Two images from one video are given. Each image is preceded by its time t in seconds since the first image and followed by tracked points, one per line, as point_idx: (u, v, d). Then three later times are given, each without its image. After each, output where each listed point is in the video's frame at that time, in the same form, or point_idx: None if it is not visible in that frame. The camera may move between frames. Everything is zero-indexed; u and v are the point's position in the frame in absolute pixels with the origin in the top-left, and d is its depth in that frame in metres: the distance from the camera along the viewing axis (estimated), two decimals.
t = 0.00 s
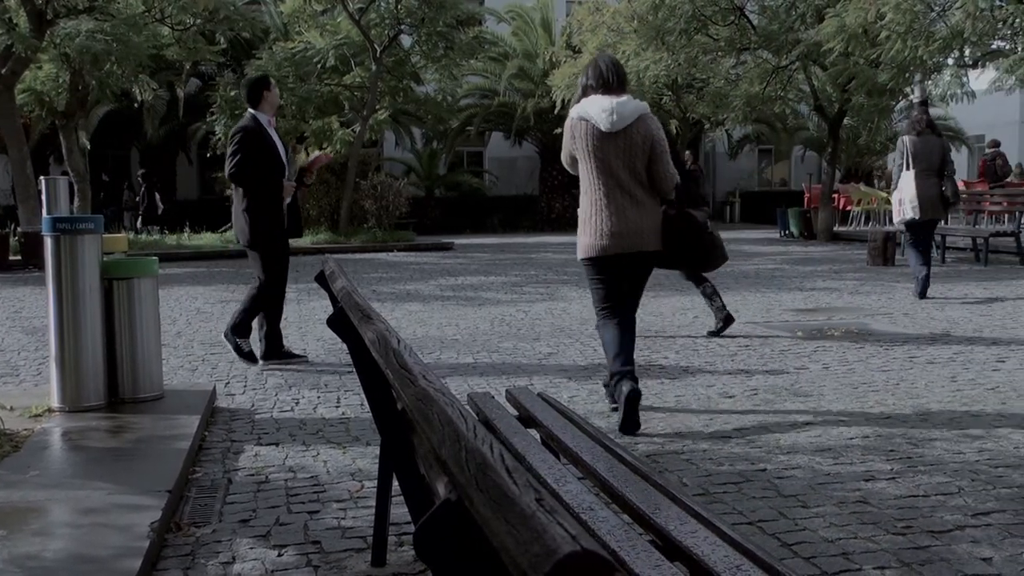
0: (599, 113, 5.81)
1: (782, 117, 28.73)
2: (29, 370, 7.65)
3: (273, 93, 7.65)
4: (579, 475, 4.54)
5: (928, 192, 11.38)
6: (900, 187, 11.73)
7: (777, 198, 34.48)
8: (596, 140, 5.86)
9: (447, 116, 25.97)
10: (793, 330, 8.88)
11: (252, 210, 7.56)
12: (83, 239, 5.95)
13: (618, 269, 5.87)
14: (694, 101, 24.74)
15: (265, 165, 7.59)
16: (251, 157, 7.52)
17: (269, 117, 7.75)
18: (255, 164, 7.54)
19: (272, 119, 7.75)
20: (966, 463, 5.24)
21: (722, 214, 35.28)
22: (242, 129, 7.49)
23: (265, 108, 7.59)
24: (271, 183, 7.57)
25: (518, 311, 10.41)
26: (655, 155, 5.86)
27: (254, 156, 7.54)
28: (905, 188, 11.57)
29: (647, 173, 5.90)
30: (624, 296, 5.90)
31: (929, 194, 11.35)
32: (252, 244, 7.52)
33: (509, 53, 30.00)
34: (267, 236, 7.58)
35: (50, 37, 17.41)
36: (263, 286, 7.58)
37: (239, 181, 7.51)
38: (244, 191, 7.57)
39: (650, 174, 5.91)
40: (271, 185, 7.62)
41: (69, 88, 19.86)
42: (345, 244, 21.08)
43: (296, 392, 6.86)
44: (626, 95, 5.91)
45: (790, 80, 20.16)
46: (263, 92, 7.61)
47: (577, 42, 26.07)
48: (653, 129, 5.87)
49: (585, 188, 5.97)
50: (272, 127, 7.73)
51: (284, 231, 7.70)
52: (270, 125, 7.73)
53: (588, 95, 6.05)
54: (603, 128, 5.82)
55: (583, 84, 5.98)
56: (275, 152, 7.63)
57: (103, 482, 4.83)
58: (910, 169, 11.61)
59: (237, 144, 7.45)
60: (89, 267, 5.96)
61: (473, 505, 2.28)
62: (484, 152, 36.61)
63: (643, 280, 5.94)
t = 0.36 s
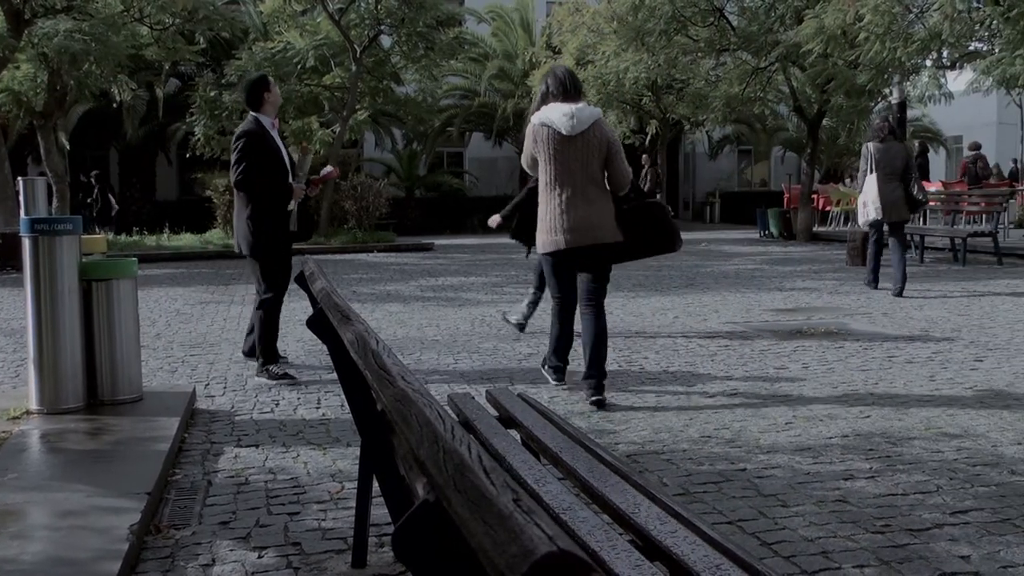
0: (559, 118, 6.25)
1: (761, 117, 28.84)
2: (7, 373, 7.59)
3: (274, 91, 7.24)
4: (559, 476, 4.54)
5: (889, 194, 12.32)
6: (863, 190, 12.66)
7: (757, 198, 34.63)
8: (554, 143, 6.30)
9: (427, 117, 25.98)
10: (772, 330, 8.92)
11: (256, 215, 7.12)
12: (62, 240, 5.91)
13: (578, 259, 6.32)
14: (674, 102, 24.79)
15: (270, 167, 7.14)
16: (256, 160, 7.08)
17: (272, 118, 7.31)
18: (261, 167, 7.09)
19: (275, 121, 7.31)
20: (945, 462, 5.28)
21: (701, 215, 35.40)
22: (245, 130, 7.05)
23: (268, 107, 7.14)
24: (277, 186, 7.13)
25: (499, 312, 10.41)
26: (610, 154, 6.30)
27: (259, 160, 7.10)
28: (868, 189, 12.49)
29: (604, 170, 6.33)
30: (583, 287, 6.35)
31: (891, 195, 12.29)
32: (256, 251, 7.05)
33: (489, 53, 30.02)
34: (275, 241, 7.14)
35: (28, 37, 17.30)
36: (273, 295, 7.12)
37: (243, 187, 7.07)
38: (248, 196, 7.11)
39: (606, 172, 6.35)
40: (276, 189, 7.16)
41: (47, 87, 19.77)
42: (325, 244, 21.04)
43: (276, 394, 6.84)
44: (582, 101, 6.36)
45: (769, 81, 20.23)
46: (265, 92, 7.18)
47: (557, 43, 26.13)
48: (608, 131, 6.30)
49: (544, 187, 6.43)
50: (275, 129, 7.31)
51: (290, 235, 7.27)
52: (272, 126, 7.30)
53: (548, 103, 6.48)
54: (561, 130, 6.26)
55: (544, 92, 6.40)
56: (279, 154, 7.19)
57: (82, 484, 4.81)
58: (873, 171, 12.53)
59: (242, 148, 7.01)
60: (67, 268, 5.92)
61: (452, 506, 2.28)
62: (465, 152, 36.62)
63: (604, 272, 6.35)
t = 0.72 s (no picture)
0: (516, 122, 6.70)
1: (747, 117, 28.88)
2: None
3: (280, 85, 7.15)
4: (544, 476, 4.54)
5: (862, 189, 12.39)
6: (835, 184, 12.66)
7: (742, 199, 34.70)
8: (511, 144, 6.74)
9: (412, 117, 25.94)
10: (757, 330, 8.93)
11: (259, 213, 7.04)
12: (45, 241, 5.89)
13: (530, 254, 6.73)
14: (659, 102, 24.80)
15: (273, 164, 7.06)
16: (259, 157, 7.01)
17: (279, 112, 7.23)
18: (263, 164, 7.02)
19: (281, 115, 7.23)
20: (928, 461, 5.30)
21: (686, 215, 35.46)
22: (247, 125, 6.99)
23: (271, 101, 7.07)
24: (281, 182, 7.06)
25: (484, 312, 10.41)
26: (563, 157, 6.76)
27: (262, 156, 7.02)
28: (843, 183, 12.48)
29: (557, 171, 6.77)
30: (535, 280, 6.77)
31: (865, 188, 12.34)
32: (255, 250, 7.00)
33: (474, 54, 30.01)
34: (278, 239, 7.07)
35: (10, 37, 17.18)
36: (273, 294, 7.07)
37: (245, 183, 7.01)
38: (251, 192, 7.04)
39: (559, 173, 6.79)
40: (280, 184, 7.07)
41: (30, 87, 19.67)
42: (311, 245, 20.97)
43: (261, 395, 6.82)
44: (539, 107, 6.82)
45: (754, 82, 20.14)
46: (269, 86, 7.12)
47: (541, 43, 26.10)
48: (562, 135, 6.75)
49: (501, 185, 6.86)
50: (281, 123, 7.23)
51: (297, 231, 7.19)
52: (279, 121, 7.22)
53: (507, 107, 6.93)
54: (518, 132, 6.71)
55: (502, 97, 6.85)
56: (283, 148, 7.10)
57: (66, 486, 4.78)
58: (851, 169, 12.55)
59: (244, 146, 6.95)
60: (50, 269, 5.89)
61: (435, 506, 2.28)
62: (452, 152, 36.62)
63: (554, 264, 6.79)
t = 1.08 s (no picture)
0: (473, 134, 7.33)
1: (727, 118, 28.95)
2: None
3: (298, 82, 6.99)
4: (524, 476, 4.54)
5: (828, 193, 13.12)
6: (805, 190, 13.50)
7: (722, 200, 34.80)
8: (468, 153, 7.33)
9: (392, 118, 25.91)
10: (737, 330, 8.97)
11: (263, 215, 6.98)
12: (23, 242, 5.85)
13: (485, 253, 7.37)
14: (639, 103, 24.87)
15: (278, 164, 6.96)
16: (262, 157, 6.92)
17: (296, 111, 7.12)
18: (266, 164, 6.94)
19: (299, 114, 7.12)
20: (906, 459, 5.33)
21: (666, 216, 35.53)
22: (253, 123, 6.90)
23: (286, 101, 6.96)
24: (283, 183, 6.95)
25: (464, 313, 10.40)
26: (514, 166, 7.44)
27: (266, 155, 6.92)
28: (810, 188, 13.31)
29: (508, 179, 7.44)
30: (490, 278, 7.42)
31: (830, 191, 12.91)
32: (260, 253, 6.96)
33: (453, 54, 30.03)
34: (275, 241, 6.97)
35: None
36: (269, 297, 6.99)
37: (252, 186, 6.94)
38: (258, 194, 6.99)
39: (509, 180, 7.46)
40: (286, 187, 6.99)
41: (7, 86, 19.49)
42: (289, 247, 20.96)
43: (240, 396, 6.80)
44: (489, 120, 7.48)
45: (732, 83, 20.16)
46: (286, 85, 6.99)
47: (520, 44, 26.12)
48: (512, 146, 7.44)
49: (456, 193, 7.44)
50: (296, 121, 7.10)
51: (299, 234, 7.08)
52: (296, 119, 7.10)
53: (459, 119, 7.54)
54: (475, 143, 7.33)
55: (454, 112, 7.44)
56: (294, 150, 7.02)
57: (44, 489, 4.76)
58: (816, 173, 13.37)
59: (246, 144, 6.87)
60: (27, 269, 5.85)
61: (412, 507, 2.27)
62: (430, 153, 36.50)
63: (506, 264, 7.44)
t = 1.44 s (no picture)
0: (415, 138, 7.69)
1: (704, 119, 29.04)
2: None
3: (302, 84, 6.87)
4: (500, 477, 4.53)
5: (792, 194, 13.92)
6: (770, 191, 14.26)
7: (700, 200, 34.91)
8: (411, 157, 7.69)
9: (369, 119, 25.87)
10: (713, 330, 9.00)
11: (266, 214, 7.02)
12: None
13: (428, 251, 7.75)
14: (615, 103, 24.95)
15: (283, 165, 6.97)
16: (267, 158, 6.93)
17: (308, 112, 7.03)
18: (271, 165, 6.94)
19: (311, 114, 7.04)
20: (882, 458, 5.36)
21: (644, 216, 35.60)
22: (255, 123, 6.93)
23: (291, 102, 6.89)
24: (283, 190, 6.83)
25: (441, 314, 10.38)
26: (451, 170, 7.90)
27: (271, 157, 6.94)
28: (774, 190, 14.11)
29: (446, 181, 7.89)
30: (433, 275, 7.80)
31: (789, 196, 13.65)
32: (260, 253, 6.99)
33: (430, 55, 30.00)
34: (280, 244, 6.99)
35: None
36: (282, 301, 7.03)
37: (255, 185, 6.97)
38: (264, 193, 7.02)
39: (446, 182, 7.90)
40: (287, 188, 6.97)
41: None
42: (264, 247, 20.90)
43: (216, 398, 6.77)
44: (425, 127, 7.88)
45: (709, 83, 20.14)
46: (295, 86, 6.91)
47: (497, 44, 26.14)
48: (447, 151, 7.91)
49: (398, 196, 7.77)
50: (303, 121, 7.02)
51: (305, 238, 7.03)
52: (303, 118, 7.02)
53: (393, 126, 7.88)
54: (419, 146, 7.70)
55: (393, 119, 7.79)
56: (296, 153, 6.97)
57: (18, 492, 4.72)
58: (779, 175, 14.11)
59: (250, 145, 6.87)
60: (2, 270, 5.81)
61: (386, 508, 2.27)
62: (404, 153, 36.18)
63: (447, 261, 7.83)
